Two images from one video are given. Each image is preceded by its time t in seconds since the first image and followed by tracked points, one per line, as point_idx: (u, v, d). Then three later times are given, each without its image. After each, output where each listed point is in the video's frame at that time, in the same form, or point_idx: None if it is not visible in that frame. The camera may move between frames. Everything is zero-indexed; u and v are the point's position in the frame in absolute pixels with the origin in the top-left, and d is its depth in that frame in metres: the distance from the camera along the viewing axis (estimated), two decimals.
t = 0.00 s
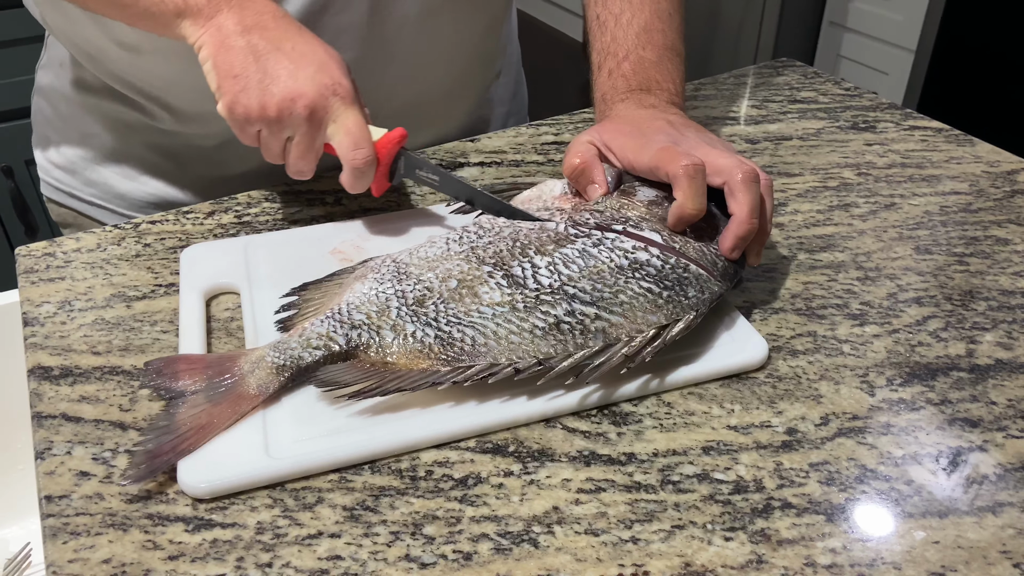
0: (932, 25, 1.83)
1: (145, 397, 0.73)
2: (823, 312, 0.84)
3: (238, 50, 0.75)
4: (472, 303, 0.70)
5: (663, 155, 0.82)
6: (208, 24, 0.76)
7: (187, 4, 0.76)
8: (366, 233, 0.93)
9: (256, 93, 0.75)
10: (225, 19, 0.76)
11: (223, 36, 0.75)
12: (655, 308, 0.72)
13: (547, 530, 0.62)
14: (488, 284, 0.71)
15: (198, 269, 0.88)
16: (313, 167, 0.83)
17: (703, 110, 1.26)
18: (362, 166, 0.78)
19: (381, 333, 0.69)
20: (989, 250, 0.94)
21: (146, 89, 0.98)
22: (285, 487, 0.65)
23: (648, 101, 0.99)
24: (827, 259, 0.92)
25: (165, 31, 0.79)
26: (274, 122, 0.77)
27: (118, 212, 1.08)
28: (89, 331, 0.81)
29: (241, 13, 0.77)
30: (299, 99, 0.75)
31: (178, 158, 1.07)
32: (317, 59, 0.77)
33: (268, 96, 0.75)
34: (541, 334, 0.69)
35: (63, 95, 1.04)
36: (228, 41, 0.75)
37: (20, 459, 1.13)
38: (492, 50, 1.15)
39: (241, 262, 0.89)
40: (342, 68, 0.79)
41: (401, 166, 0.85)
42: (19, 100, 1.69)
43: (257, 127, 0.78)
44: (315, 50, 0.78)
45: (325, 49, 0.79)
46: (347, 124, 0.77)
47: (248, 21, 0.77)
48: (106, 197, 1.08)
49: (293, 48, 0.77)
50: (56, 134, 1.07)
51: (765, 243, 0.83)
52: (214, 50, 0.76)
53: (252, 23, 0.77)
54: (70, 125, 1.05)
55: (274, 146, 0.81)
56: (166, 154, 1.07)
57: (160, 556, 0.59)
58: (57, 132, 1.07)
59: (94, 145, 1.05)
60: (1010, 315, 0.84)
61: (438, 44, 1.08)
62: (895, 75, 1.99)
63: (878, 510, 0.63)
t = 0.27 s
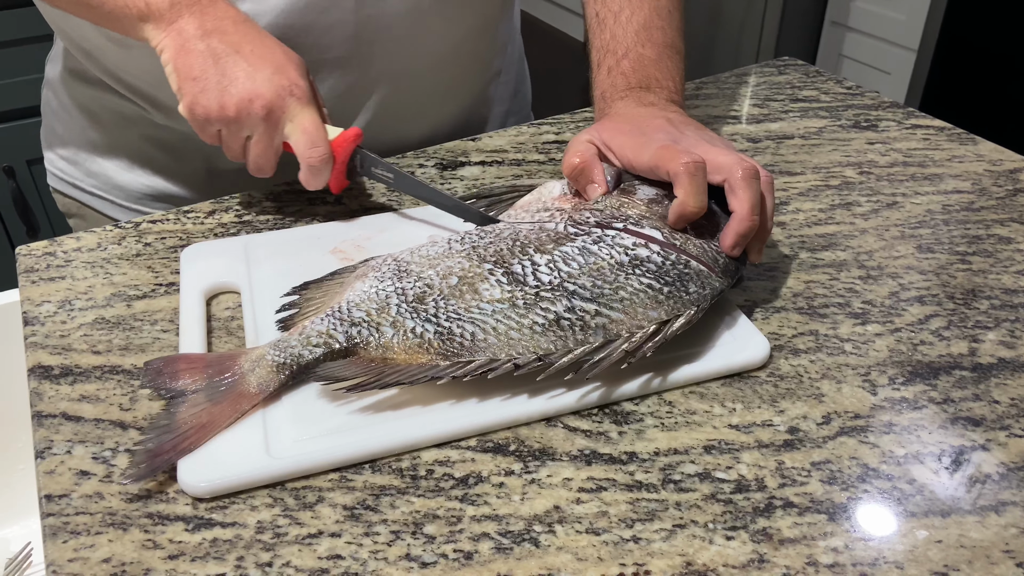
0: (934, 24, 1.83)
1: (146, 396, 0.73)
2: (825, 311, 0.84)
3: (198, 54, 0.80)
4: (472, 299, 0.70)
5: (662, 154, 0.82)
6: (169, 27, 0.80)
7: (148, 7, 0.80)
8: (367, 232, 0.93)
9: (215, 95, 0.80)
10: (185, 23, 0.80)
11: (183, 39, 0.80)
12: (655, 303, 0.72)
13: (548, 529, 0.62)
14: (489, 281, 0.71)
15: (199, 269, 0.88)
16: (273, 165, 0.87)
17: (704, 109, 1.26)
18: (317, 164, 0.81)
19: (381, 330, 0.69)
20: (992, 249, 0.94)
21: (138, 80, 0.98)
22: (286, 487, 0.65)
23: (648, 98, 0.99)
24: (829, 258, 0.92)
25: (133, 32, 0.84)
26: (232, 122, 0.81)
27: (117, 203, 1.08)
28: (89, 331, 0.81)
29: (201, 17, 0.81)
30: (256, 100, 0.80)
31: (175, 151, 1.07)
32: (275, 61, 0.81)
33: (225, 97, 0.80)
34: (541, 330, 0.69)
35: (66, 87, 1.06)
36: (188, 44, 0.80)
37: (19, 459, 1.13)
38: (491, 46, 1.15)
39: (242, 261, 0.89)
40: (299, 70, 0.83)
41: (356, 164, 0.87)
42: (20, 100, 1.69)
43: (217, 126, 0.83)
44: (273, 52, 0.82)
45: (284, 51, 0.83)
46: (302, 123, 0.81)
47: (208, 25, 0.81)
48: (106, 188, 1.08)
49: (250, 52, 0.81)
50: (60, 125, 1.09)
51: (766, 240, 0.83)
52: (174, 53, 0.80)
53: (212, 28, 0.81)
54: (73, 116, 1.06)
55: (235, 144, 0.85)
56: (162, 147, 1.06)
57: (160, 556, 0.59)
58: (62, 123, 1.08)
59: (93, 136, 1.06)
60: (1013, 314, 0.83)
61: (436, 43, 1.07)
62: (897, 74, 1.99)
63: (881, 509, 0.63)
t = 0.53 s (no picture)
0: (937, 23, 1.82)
1: (146, 395, 0.73)
2: (826, 310, 0.83)
3: (132, 35, 0.78)
4: (472, 300, 0.70)
5: (663, 152, 0.82)
6: (106, 7, 0.80)
7: None
8: (368, 231, 0.93)
9: (149, 76, 0.78)
10: (122, 4, 0.79)
11: (119, 19, 0.79)
12: (656, 302, 0.72)
13: (549, 528, 0.62)
14: (489, 281, 0.71)
15: (199, 268, 0.88)
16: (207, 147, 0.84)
17: (705, 107, 1.26)
18: (251, 147, 0.78)
19: (380, 330, 0.69)
20: (994, 247, 0.93)
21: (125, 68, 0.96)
22: (286, 485, 0.65)
23: (651, 92, 0.98)
24: (831, 257, 0.92)
25: (73, 16, 0.83)
26: (168, 103, 0.79)
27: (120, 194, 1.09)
28: (90, 330, 0.81)
29: None
30: (189, 81, 0.77)
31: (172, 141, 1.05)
32: (210, 43, 0.80)
33: (158, 78, 0.78)
34: (542, 331, 0.69)
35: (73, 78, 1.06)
36: (122, 24, 0.78)
37: (21, 458, 1.13)
38: (490, 43, 1.15)
39: (242, 260, 0.89)
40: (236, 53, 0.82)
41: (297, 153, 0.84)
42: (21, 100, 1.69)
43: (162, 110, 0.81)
44: (207, 35, 0.81)
45: (217, 33, 0.81)
46: (239, 107, 0.78)
47: (144, 7, 0.80)
48: (112, 179, 1.09)
49: (180, 33, 0.80)
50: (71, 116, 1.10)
51: (767, 239, 0.83)
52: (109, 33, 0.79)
53: (145, 9, 0.80)
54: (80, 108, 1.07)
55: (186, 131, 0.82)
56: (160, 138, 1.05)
57: (160, 555, 0.59)
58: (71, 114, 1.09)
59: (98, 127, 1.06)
60: (1016, 312, 0.83)
61: (433, 38, 1.07)
62: (900, 73, 1.98)
63: (882, 508, 0.62)
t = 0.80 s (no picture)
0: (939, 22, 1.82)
1: (148, 395, 0.73)
2: (828, 310, 0.83)
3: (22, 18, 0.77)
4: (475, 306, 0.70)
5: (666, 162, 0.80)
6: None
7: None
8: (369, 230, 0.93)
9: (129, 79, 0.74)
10: None
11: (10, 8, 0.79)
12: (657, 312, 0.72)
13: (550, 527, 0.62)
14: (491, 286, 0.71)
15: (201, 267, 0.88)
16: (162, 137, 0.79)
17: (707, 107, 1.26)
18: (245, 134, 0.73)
19: (383, 334, 0.69)
20: (996, 247, 0.93)
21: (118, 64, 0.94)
22: (288, 485, 0.65)
23: (658, 81, 0.98)
24: (832, 256, 0.91)
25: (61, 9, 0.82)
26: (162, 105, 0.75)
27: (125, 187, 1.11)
28: (92, 329, 0.81)
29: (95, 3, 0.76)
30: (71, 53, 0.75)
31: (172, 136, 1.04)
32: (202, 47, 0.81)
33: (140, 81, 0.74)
34: (544, 339, 0.69)
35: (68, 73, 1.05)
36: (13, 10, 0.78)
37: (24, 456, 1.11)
38: (495, 41, 1.15)
39: (244, 259, 0.89)
40: (124, 13, 0.77)
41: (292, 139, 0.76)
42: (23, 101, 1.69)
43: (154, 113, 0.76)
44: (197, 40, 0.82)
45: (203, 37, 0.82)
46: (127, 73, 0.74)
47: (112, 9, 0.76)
48: (114, 174, 1.10)
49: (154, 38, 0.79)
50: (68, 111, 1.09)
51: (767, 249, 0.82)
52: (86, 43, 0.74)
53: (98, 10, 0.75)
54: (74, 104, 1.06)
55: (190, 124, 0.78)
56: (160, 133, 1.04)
57: (162, 553, 0.59)
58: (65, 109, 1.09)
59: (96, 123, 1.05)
60: (1018, 312, 0.83)
61: (437, 35, 1.07)
62: (902, 73, 1.98)
63: (883, 508, 0.62)
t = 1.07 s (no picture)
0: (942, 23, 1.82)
1: (151, 395, 0.73)
2: (830, 310, 0.83)
3: (221, 88, 0.67)
4: (477, 306, 0.70)
5: (666, 177, 0.78)
6: (187, 61, 0.68)
7: (165, 37, 0.68)
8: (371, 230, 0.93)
9: (241, 131, 0.66)
10: (204, 53, 0.68)
11: (204, 69, 0.67)
12: (658, 317, 0.71)
13: (552, 527, 0.62)
14: (493, 287, 0.71)
15: (204, 267, 0.88)
16: (331, 204, 0.73)
17: (709, 107, 1.26)
18: (368, 202, 0.67)
19: (384, 335, 0.69)
20: (998, 247, 0.93)
21: (122, 75, 0.95)
22: (290, 485, 0.65)
23: (638, 79, 0.97)
24: (834, 257, 0.91)
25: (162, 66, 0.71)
26: (264, 161, 0.67)
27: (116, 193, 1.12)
28: (96, 329, 0.81)
29: (221, 45, 0.68)
30: (287, 128, 0.65)
31: (166, 143, 1.05)
32: (309, 81, 0.67)
33: (253, 132, 0.66)
34: (546, 340, 0.69)
35: (62, 76, 1.04)
36: (207, 76, 0.67)
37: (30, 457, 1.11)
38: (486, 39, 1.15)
39: (246, 259, 0.89)
40: (337, 85, 0.69)
41: (418, 196, 0.73)
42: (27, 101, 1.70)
43: (251, 168, 0.69)
44: (307, 70, 0.68)
45: (319, 69, 0.68)
46: (346, 153, 0.66)
47: (226, 52, 0.67)
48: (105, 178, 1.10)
49: (285, 72, 0.67)
50: (60, 113, 1.09)
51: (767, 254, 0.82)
52: (193, 91, 0.68)
53: (234, 54, 0.67)
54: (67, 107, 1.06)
55: (277, 186, 0.71)
56: (155, 139, 1.05)
57: (166, 553, 0.59)
58: (57, 111, 1.09)
59: (89, 126, 1.05)
60: (1021, 313, 0.83)
61: (437, 41, 1.07)
62: (904, 73, 1.98)
63: (885, 509, 0.62)
